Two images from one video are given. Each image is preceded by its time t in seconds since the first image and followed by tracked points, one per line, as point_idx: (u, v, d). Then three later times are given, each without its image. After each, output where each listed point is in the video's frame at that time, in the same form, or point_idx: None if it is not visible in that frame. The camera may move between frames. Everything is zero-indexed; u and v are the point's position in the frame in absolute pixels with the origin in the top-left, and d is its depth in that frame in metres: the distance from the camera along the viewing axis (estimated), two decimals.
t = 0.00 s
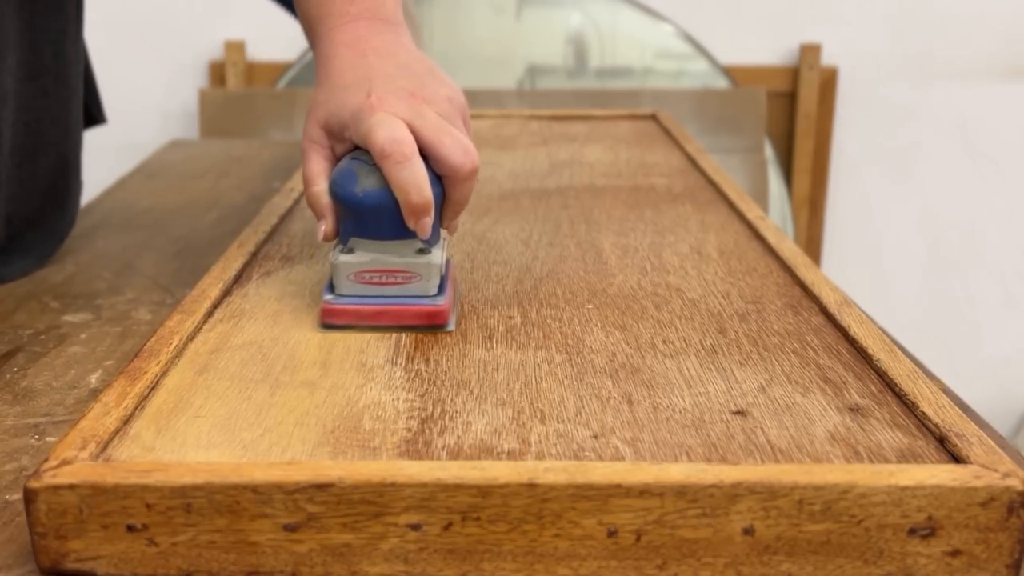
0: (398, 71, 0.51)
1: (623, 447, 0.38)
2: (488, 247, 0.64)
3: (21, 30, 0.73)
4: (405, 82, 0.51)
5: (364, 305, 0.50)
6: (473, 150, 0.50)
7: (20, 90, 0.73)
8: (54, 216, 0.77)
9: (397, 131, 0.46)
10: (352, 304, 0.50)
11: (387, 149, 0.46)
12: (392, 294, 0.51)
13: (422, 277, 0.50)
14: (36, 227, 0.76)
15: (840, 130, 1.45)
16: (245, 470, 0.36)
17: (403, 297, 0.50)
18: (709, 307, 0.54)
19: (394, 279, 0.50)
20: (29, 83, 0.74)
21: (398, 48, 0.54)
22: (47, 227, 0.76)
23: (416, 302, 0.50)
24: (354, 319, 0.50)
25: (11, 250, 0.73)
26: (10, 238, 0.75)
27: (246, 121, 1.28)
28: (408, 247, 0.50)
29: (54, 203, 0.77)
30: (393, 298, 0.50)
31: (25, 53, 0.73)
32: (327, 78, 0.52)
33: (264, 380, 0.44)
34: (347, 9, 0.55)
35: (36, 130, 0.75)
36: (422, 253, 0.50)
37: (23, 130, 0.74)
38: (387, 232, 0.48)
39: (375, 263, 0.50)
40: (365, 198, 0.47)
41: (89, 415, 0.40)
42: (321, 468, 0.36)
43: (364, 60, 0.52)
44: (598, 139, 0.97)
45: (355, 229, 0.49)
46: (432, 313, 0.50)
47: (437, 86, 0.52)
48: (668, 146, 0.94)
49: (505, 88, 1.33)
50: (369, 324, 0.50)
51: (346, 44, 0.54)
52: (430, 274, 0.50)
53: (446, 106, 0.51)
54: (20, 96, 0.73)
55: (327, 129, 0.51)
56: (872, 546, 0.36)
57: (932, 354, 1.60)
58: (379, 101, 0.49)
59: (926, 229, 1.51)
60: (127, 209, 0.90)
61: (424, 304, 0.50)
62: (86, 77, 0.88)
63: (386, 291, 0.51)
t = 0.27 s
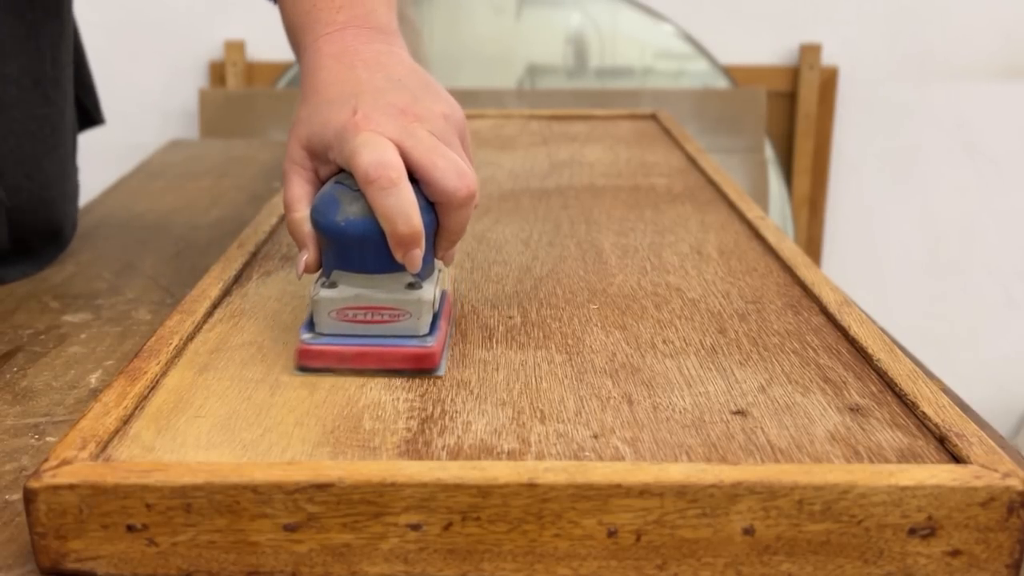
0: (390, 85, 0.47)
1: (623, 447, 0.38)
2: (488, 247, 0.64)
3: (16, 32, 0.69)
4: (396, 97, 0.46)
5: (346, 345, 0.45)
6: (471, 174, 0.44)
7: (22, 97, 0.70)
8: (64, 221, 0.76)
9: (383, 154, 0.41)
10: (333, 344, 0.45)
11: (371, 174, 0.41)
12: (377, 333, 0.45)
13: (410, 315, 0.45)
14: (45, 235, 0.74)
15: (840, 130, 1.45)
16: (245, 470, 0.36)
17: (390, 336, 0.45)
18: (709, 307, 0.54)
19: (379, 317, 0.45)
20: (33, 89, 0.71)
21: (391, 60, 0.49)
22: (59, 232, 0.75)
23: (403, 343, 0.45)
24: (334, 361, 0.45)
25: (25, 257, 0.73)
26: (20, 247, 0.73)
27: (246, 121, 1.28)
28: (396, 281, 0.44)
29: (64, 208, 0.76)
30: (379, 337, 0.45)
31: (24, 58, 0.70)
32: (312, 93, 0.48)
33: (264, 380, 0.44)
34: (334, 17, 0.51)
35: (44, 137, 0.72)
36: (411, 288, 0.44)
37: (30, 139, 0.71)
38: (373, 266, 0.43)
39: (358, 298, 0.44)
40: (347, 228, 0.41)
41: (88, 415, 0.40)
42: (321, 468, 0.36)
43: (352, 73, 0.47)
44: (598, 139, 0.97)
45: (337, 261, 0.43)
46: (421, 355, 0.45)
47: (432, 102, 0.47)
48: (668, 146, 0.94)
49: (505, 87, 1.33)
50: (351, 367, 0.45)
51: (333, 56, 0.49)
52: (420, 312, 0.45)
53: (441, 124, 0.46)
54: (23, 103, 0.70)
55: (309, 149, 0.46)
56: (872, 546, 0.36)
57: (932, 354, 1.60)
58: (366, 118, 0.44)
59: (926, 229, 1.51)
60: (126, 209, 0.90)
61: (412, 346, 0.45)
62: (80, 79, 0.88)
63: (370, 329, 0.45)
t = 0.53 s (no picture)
0: (381, 99, 0.43)
1: (623, 447, 0.38)
2: (488, 247, 0.64)
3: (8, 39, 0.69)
4: (388, 112, 0.42)
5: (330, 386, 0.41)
6: (469, 198, 0.40)
7: (16, 105, 0.69)
8: (66, 226, 0.75)
9: (370, 177, 0.38)
10: (315, 385, 0.41)
11: (357, 199, 0.37)
12: (365, 373, 0.41)
13: (401, 353, 0.40)
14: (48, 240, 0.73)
15: (840, 129, 1.45)
16: (245, 469, 0.36)
17: (378, 377, 0.41)
18: (709, 307, 0.54)
19: (367, 355, 0.41)
20: (26, 96, 0.70)
21: (384, 70, 0.45)
22: (61, 238, 0.74)
23: (393, 383, 0.41)
24: (317, 405, 0.41)
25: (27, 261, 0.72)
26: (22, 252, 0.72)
27: (246, 121, 1.28)
28: (385, 315, 0.40)
29: (65, 214, 0.74)
30: (366, 378, 0.41)
31: (16, 65, 0.69)
32: (297, 106, 0.44)
33: (264, 380, 0.44)
34: (322, 23, 0.47)
35: (40, 144, 0.71)
36: (401, 323, 0.40)
37: (26, 146, 0.70)
38: (360, 299, 0.39)
39: (343, 335, 0.40)
40: (331, 257, 0.38)
41: (88, 415, 0.40)
42: (321, 468, 0.36)
43: (341, 85, 0.44)
44: (598, 139, 0.97)
45: (322, 291, 0.40)
46: (411, 398, 0.40)
47: (427, 118, 0.43)
48: (668, 146, 0.94)
49: (504, 88, 1.33)
50: (335, 411, 0.41)
51: (321, 64, 0.45)
52: (411, 349, 0.40)
53: (437, 142, 0.42)
54: (17, 111, 0.69)
55: (294, 168, 0.43)
56: (872, 546, 0.36)
57: (933, 354, 1.60)
58: (354, 136, 0.40)
59: (926, 229, 1.51)
60: (126, 209, 0.90)
61: (401, 387, 0.40)
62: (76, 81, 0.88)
63: (357, 368, 0.41)
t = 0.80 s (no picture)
0: (371, 109, 0.41)
1: (624, 447, 0.38)
2: (488, 247, 0.64)
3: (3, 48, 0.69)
4: (378, 123, 0.40)
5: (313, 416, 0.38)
6: (463, 215, 0.38)
7: (10, 112, 0.69)
8: (61, 231, 0.74)
9: (356, 195, 0.35)
10: (298, 415, 0.38)
11: (341, 219, 0.35)
12: (351, 401, 0.39)
13: (389, 381, 0.38)
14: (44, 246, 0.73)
15: (840, 129, 1.45)
16: (245, 470, 0.36)
17: (365, 406, 0.38)
18: (709, 307, 0.54)
19: (354, 382, 0.38)
20: (20, 103, 0.70)
21: (375, 76, 0.43)
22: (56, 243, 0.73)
23: (381, 413, 0.38)
24: (298, 436, 0.38)
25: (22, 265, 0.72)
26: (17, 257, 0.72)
27: (246, 121, 1.28)
28: (373, 340, 0.38)
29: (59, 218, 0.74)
30: (352, 407, 0.38)
31: (11, 73, 0.70)
32: (283, 115, 0.42)
33: (264, 379, 0.44)
34: (309, 24, 0.45)
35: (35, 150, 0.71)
36: (391, 349, 0.38)
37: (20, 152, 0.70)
38: (346, 323, 0.37)
39: (328, 361, 0.38)
40: (314, 279, 0.35)
41: (88, 415, 0.40)
42: (321, 468, 0.36)
43: (329, 93, 0.41)
44: (598, 139, 0.97)
45: (306, 315, 0.37)
46: (400, 429, 0.38)
47: (419, 129, 0.41)
48: (668, 146, 0.94)
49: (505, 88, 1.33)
50: (319, 443, 0.38)
51: (308, 70, 0.43)
52: (401, 377, 0.38)
53: (429, 155, 0.40)
54: (12, 117, 0.69)
55: (279, 183, 0.40)
56: (872, 546, 0.36)
57: (932, 354, 1.60)
58: (340, 150, 0.38)
59: (926, 229, 1.51)
60: (125, 209, 0.90)
61: (390, 417, 0.38)
62: (72, 82, 0.88)
63: (343, 397, 0.39)
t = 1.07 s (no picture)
0: (365, 114, 0.40)
1: (624, 447, 0.38)
2: (488, 247, 0.64)
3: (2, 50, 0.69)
4: (372, 129, 0.39)
5: (304, 430, 0.37)
6: (457, 224, 0.37)
7: (10, 114, 0.69)
8: (65, 234, 0.74)
9: (347, 203, 0.35)
10: (288, 429, 0.37)
11: (331, 227, 0.34)
12: (343, 415, 0.38)
13: (382, 394, 0.37)
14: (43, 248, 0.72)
15: (840, 129, 1.45)
16: (245, 470, 0.36)
17: (356, 421, 0.38)
18: (709, 307, 0.54)
19: (345, 396, 0.37)
20: (21, 105, 0.69)
21: (370, 81, 0.42)
22: (56, 245, 0.73)
23: (372, 428, 0.37)
24: (289, 451, 0.37)
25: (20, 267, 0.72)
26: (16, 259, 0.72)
27: (246, 121, 1.28)
28: (364, 352, 0.37)
29: (60, 219, 0.73)
30: (343, 422, 0.38)
31: (11, 76, 0.69)
32: (275, 121, 0.42)
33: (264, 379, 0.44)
34: (304, 28, 0.45)
35: (35, 153, 0.70)
36: (383, 361, 0.37)
37: (20, 156, 0.69)
38: (337, 334, 0.36)
39: (319, 374, 0.37)
40: (304, 289, 0.35)
41: (87, 415, 0.40)
42: (321, 468, 0.36)
43: (323, 98, 0.41)
44: (598, 139, 0.97)
45: (297, 326, 0.37)
46: (392, 444, 0.37)
47: (415, 135, 0.40)
48: (668, 146, 0.94)
49: (505, 88, 1.33)
50: (309, 457, 0.37)
51: (303, 74, 0.43)
52: (393, 390, 0.37)
53: (425, 161, 0.39)
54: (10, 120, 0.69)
55: (270, 190, 0.40)
56: (873, 546, 0.36)
57: (932, 354, 1.60)
58: (332, 155, 0.38)
59: (926, 229, 1.51)
60: (125, 209, 0.90)
61: (382, 432, 0.37)
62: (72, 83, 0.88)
63: (334, 411, 0.38)
